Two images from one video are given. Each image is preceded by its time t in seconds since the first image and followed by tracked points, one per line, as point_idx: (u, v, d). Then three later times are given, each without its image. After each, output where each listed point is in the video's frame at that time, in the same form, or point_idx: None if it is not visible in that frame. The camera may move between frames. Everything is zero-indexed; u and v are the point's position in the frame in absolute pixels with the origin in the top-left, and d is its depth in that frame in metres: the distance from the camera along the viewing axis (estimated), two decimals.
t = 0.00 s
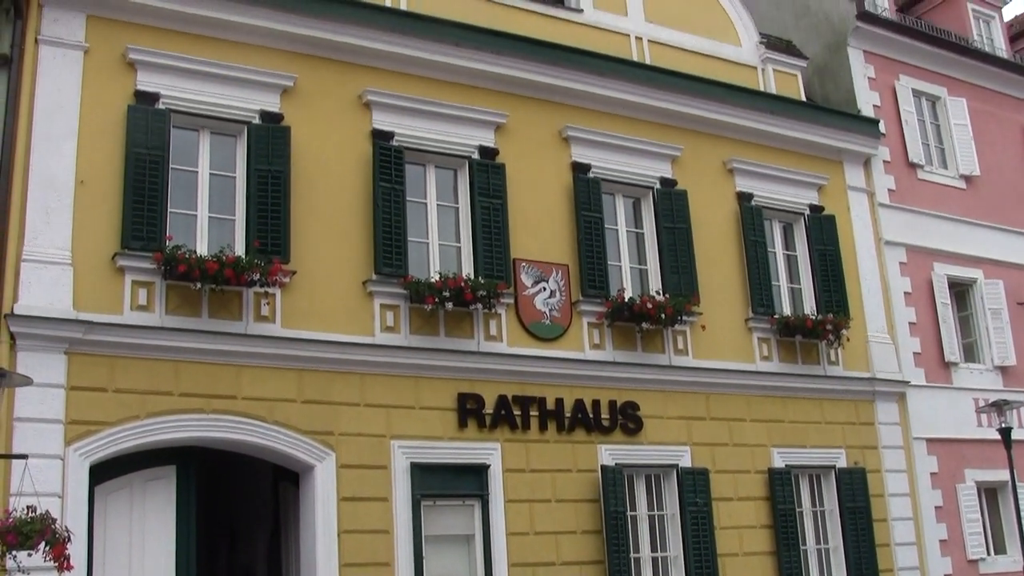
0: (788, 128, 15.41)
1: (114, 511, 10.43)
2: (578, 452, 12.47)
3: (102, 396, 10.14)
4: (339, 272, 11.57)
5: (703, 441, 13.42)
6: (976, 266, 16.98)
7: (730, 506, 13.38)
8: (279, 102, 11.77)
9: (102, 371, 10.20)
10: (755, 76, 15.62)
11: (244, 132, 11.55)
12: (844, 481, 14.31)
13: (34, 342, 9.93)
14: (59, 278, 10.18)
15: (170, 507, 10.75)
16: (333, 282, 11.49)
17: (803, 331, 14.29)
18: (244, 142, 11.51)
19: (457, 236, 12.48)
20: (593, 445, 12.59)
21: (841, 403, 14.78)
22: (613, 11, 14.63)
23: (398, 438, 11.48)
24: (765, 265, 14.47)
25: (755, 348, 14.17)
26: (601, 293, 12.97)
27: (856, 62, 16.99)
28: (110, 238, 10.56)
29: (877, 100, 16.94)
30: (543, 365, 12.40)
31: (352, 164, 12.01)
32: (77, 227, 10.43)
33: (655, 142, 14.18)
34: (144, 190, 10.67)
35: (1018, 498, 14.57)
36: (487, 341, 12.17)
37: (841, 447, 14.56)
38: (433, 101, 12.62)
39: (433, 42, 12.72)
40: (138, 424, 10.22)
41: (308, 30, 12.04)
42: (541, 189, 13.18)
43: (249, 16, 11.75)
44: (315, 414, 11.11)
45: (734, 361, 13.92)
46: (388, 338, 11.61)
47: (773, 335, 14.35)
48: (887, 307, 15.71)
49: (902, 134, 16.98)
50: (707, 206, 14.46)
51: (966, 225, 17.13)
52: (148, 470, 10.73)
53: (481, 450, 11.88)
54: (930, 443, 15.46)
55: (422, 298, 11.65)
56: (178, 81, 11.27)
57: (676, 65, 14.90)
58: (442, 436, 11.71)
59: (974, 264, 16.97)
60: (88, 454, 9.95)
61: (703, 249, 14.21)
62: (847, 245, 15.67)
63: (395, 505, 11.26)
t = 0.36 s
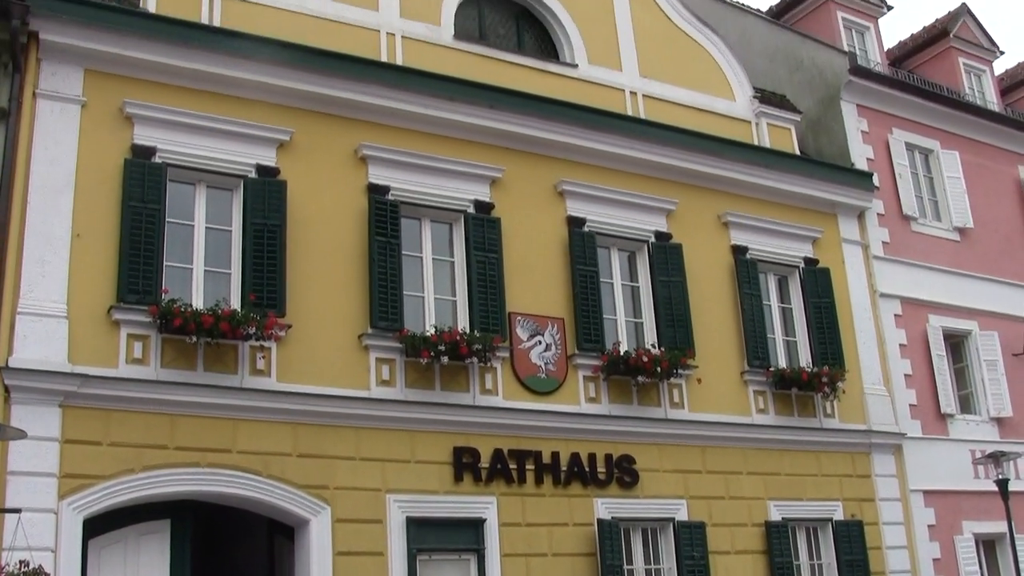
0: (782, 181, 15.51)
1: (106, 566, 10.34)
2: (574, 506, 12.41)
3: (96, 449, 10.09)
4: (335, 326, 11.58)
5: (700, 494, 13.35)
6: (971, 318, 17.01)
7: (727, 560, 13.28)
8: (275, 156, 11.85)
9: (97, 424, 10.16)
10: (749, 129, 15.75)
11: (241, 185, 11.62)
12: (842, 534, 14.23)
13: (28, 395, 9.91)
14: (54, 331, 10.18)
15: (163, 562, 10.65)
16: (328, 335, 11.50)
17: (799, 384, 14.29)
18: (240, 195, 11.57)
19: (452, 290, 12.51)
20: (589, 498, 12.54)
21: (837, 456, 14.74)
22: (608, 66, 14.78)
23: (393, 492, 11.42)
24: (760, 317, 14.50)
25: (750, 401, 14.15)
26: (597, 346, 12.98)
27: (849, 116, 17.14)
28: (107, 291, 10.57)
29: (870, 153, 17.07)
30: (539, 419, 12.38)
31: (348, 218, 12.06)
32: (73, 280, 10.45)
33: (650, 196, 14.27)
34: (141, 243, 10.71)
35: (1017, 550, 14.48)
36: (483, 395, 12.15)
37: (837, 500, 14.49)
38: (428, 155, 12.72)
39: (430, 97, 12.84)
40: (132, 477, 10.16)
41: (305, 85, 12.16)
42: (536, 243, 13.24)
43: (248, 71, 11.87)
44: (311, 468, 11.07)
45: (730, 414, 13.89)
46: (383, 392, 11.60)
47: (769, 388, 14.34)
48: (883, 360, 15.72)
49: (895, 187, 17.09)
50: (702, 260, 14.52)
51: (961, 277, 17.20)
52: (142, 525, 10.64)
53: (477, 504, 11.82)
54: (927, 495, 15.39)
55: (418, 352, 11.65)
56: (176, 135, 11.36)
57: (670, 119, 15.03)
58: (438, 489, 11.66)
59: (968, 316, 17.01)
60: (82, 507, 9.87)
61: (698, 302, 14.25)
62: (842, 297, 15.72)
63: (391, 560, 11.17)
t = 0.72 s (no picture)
0: (786, 217, 15.54)
1: None
2: (581, 543, 12.35)
3: (104, 489, 10.08)
4: (342, 365, 11.59)
5: (708, 530, 13.29)
6: (978, 351, 16.97)
7: None
8: (281, 196, 11.92)
9: (104, 464, 10.16)
10: (753, 165, 15.80)
11: (247, 225, 11.68)
12: (851, 570, 14.13)
13: (35, 435, 9.92)
14: (61, 372, 10.21)
15: None
16: (335, 375, 11.51)
17: (806, 420, 14.25)
18: (246, 235, 11.62)
19: (458, 328, 12.53)
20: (597, 536, 12.48)
21: (846, 491, 14.66)
22: (612, 104, 14.87)
23: (401, 530, 11.39)
24: (767, 353, 14.49)
25: (758, 437, 14.11)
26: (603, 383, 12.96)
27: (853, 150, 17.21)
28: (113, 331, 10.61)
29: (875, 187, 17.12)
30: (547, 457, 12.35)
31: (354, 257, 12.11)
32: (80, 320, 10.49)
33: (655, 233, 14.31)
34: (148, 283, 10.76)
35: None
36: (490, 434, 12.13)
37: (846, 535, 14.40)
38: (434, 193, 12.78)
39: (435, 135, 12.92)
40: (140, 517, 10.13)
41: (311, 125, 12.25)
42: (542, 280, 13.27)
43: (254, 112, 11.96)
44: (318, 506, 11.04)
45: (738, 450, 13.84)
46: (390, 431, 11.59)
47: (776, 424, 14.30)
48: (890, 394, 15.68)
49: (900, 222, 17.12)
50: (708, 296, 14.53)
51: (967, 311, 17.18)
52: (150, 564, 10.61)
53: (484, 542, 11.77)
54: (937, 530, 15.30)
55: (424, 391, 11.65)
56: (182, 175, 11.43)
57: (674, 155, 15.09)
58: (445, 528, 11.62)
59: (976, 349, 16.98)
60: (90, 547, 9.85)
61: (704, 338, 14.25)
62: (849, 332, 15.70)
63: None
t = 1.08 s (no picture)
0: (793, 244, 15.55)
1: None
2: (588, 571, 12.30)
3: (109, 516, 10.07)
4: (349, 393, 11.59)
5: (714, 559, 13.23)
6: (985, 379, 16.92)
7: None
8: (288, 223, 11.96)
9: (110, 491, 10.15)
10: (759, 192, 15.83)
11: (254, 252, 11.71)
12: None
13: (41, 462, 9.92)
14: (68, 398, 10.21)
15: None
16: (342, 403, 11.50)
17: (813, 448, 14.19)
18: (253, 262, 11.65)
19: (465, 356, 12.53)
20: (603, 564, 12.43)
21: (853, 519, 14.59)
22: (618, 131, 14.92)
23: (407, 559, 11.34)
24: (774, 381, 14.47)
25: (765, 465, 14.06)
26: (610, 411, 12.95)
27: (859, 178, 17.24)
28: (120, 357, 10.61)
29: (881, 215, 17.12)
30: (553, 485, 12.32)
31: (361, 285, 12.13)
32: (86, 347, 10.50)
33: (662, 260, 14.32)
34: (154, 309, 10.78)
35: None
36: (497, 461, 12.11)
37: (854, 564, 14.33)
38: (440, 221, 12.81)
39: (442, 163, 12.96)
40: (145, 544, 10.11)
41: (318, 152, 12.29)
42: (548, 308, 13.28)
43: (261, 139, 12.02)
44: (324, 534, 11.01)
45: (745, 478, 13.80)
46: (396, 458, 11.56)
47: (783, 452, 14.24)
48: (897, 422, 15.63)
49: (907, 250, 17.12)
50: (715, 323, 14.52)
51: (974, 338, 17.14)
52: None
53: (490, 571, 11.72)
54: (945, 559, 15.20)
55: (431, 419, 11.63)
56: (190, 202, 11.48)
57: (680, 183, 15.12)
58: (451, 556, 11.58)
59: (982, 377, 16.93)
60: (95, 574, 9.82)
61: (711, 366, 14.23)
62: (855, 360, 15.68)
63: None
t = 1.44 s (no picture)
0: (797, 272, 15.56)
1: None
2: None
3: (112, 542, 10.04)
4: (352, 420, 11.58)
5: None
6: (990, 407, 16.88)
7: None
8: (293, 250, 11.99)
9: (113, 517, 10.14)
10: (763, 220, 15.85)
11: (258, 279, 11.74)
12: None
13: (44, 488, 9.91)
14: (71, 424, 10.22)
15: None
16: (345, 430, 11.50)
17: (818, 475, 14.16)
18: (258, 289, 11.67)
19: (468, 383, 12.53)
20: None
21: (858, 547, 14.53)
22: (623, 159, 14.97)
23: None
24: (778, 408, 14.44)
25: (769, 492, 14.02)
26: (614, 438, 12.92)
27: (863, 206, 17.27)
28: (124, 384, 10.62)
29: (885, 243, 17.15)
30: (556, 512, 12.28)
31: (364, 313, 12.14)
32: (90, 373, 10.51)
33: (665, 288, 14.34)
34: (158, 335, 10.79)
35: None
36: (500, 488, 12.08)
37: None
38: (444, 248, 12.84)
39: (446, 190, 13.00)
40: (148, 570, 10.08)
41: (323, 180, 12.34)
42: (552, 335, 13.29)
43: (266, 167, 12.07)
44: (327, 561, 10.97)
45: (749, 505, 13.75)
46: (400, 485, 11.54)
47: (787, 479, 14.20)
48: (902, 449, 15.59)
49: (911, 277, 17.13)
50: (719, 350, 14.52)
51: (978, 365, 17.11)
52: None
53: None
54: None
55: (434, 446, 11.62)
56: (195, 229, 11.52)
57: (684, 210, 15.15)
58: None
59: (987, 404, 16.88)
60: None
61: (714, 393, 14.22)
62: (860, 387, 15.65)
63: None
